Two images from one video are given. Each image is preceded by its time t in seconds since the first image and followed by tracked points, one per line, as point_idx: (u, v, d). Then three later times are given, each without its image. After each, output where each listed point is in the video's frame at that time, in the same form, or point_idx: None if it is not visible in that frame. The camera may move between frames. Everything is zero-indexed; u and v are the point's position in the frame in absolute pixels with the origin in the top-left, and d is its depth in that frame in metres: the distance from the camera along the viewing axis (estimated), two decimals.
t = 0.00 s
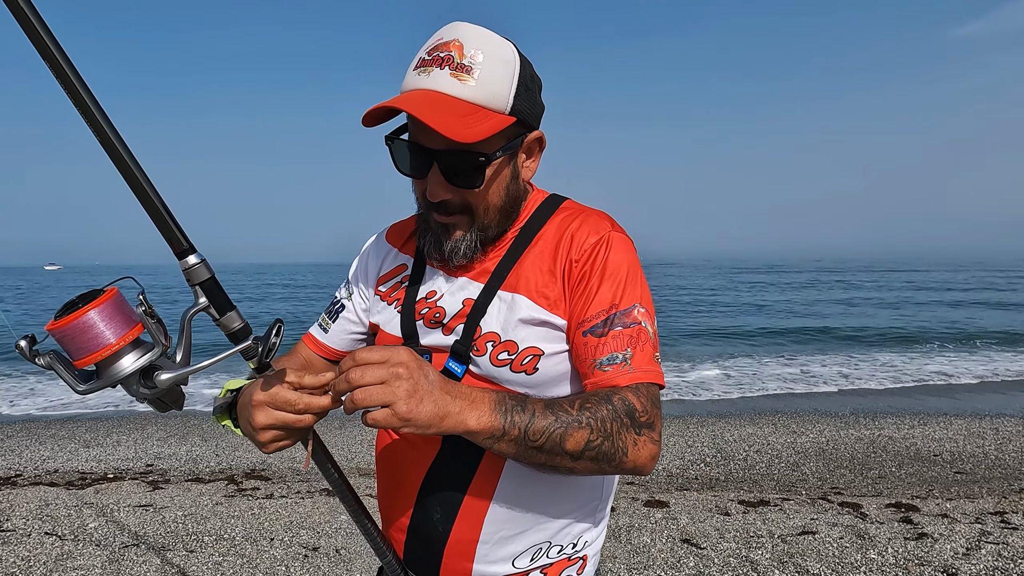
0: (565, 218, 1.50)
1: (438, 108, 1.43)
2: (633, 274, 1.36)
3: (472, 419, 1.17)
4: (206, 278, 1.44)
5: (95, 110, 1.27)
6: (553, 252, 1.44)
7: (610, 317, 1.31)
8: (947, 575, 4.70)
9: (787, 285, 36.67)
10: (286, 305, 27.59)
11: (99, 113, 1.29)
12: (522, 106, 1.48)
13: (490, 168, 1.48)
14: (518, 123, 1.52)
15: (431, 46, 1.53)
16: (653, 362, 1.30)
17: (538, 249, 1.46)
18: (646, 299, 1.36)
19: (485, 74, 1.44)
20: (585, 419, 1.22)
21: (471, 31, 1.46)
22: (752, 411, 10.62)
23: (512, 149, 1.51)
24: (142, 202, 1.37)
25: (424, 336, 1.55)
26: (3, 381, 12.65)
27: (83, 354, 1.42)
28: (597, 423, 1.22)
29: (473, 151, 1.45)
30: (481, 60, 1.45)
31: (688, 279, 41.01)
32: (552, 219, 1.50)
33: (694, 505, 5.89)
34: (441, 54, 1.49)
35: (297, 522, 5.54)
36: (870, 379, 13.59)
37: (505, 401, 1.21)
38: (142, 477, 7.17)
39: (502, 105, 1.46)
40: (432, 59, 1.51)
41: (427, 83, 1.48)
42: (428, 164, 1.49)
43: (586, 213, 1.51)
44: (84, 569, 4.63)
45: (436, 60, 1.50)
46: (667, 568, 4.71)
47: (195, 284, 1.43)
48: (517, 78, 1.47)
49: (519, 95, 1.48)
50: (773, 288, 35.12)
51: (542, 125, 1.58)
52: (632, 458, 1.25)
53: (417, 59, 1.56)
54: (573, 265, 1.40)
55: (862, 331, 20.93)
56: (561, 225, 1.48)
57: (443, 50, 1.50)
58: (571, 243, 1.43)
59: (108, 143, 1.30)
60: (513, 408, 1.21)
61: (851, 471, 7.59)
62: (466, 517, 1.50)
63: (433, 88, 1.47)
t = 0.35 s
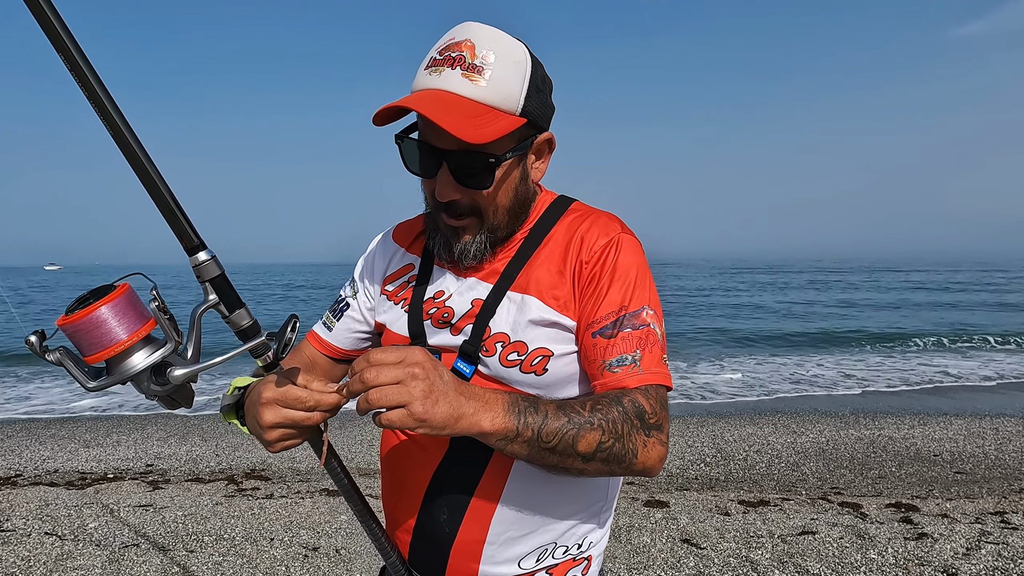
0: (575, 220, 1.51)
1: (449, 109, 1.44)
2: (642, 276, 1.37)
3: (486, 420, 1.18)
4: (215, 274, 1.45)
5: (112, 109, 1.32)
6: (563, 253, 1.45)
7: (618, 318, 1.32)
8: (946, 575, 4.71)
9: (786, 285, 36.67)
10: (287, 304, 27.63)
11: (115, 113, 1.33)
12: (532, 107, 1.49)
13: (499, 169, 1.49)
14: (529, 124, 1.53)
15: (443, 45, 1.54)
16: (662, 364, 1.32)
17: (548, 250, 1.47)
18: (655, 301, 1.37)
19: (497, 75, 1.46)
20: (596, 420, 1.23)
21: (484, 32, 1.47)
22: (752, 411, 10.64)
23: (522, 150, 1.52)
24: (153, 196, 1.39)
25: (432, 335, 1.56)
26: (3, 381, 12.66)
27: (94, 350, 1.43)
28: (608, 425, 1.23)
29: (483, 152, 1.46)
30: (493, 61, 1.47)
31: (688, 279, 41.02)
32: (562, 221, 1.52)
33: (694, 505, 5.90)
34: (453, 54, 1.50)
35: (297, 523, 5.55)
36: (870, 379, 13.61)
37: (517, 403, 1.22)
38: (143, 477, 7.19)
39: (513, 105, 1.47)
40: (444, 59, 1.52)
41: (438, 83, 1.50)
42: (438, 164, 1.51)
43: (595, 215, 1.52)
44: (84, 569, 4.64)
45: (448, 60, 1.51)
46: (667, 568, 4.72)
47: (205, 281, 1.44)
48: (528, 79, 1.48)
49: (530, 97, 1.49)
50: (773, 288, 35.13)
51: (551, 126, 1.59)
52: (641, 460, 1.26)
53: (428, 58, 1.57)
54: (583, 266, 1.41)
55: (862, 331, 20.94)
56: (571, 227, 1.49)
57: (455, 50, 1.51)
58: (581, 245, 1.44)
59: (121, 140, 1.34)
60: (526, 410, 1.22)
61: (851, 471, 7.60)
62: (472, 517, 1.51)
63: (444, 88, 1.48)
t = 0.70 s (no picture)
0: (580, 223, 1.49)
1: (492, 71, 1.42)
2: (650, 283, 1.36)
3: (503, 434, 1.17)
4: (211, 278, 1.43)
5: (105, 113, 1.31)
6: (568, 258, 1.43)
7: (627, 325, 1.30)
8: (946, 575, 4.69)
9: (786, 286, 36.64)
10: (286, 304, 27.61)
11: (105, 111, 1.31)
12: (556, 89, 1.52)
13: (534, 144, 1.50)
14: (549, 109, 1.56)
15: (466, 28, 1.49)
16: (671, 370, 1.31)
17: (553, 255, 1.45)
18: (661, 306, 1.35)
19: (532, 50, 1.45)
20: (611, 430, 1.21)
21: (508, 15, 1.49)
22: (752, 411, 10.62)
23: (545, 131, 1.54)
24: (145, 193, 1.36)
25: (433, 338, 1.55)
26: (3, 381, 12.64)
27: (88, 355, 1.41)
28: (623, 435, 1.22)
29: (521, 117, 1.47)
30: (525, 38, 1.46)
31: (687, 279, 41.00)
32: (566, 225, 1.50)
33: (694, 505, 5.88)
34: (482, 30, 1.45)
35: (297, 523, 5.53)
36: (870, 379, 13.58)
37: (533, 415, 1.20)
38: (143, 477, 7.17)
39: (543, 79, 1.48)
40: (472, 35, 1.44)
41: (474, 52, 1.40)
42: (474, 132, 1.48)
43: (600, 218, 1.50)
44: (84, 569, 4.62)
45: (476, 36, 1.44)
46: (667, 567, 4.70)
47: (202, 284, 1.42)
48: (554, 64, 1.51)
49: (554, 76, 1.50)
50: (773, 288, 35.11)
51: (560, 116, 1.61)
52: (652, 467, 1.26)
53: (448, 40, 1.48)
54: (590, 271, 1.39)
55: (862, 331, 20.93)
56: (576, 231, 1.47)
57: (483, 28, 1.47)
58: (587, 250, 1.42)
59: (111, 137, 1.32)
60: (542, 422, 1.20)
61: (851, 471, 7.59)
62: (473, 522, 1.50)
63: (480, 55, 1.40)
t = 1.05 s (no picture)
0: (589, 228, 1.47)
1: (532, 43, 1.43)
2: (662, 292, 1.35)
3: (534, 442, 1.14)
4: (203, 273, 1.42)
5: (98, 108, 1.29)
6: (578, 265, 1.42)
7: (642, 335, 1.29)
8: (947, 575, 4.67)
9: (785, 286, 36.64)
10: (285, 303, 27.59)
11: (100, 108, 1.30)
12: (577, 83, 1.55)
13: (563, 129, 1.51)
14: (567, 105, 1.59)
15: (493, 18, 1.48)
16: (683, 379, 1.31)
17: (563, 260, 1.44)
18: (672, 315, 1.35)
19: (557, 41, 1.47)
20: (634, 438, 1.21)
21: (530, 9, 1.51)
22: (752, 411, 10.61)
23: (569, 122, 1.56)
24: (139, 193, 1.35)
25: (433, 336, 1.53)
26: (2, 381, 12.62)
27: (78, 349, 1.40)
28: (645, 444, 1.22)
29: (553, 98, 1.48)
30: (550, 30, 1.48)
31: (687, 279, 40.98)
32: (574, 229, 1.49)
33: (694, 505, 5.87)
34: (509, 20, 1.45)
35: (297, 523, 5.52)
36: (870, 378, 13.57)
37: (562, 423, 1.18)
38: (142, 477, 7.15)
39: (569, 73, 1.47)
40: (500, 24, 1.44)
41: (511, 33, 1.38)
42: (506, 112, 1.47)
43: (609, 224, 1.49)
44: (84, 569, 4.61)
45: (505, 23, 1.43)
46: (667, 568, 4.69)
47: (194, 280, 1.41)
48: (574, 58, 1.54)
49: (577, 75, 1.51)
50: (772, 288, 35.11)
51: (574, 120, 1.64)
52: (668, 475, 1.27)
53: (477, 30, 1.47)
54: (603, 279, 1.37)
55: (861, 331, 20.93)
56: (586, 237, 1.45)
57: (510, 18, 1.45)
58: (599, 257, 1.40)
59: (106, 135, 1.31)
60: (571, 430, 1.19)
61: (851, 471, 7.57)
62: (468, 524, 1.48)
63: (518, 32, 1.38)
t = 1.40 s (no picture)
0: (595, 232, 1.47)
1: (482, 97, 1.40)
2: (671, 296, 1.37)
3: (586, 462, 1.12)
4: (202, 275, 1.42)
5: (95, 108, 1.29)
6: (587, 271, 1.41)
7: (655, 341, 1.32)
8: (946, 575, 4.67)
9: (785, 286, 36.63)
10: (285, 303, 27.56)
11: (98, 110, 1.29)
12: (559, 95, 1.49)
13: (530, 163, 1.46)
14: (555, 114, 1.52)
15: (465, 36, 1.50)
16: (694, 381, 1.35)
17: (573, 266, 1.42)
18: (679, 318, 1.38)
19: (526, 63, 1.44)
20: (668, 448, 1.24)
21: (508, 21, 1.45)
22: (752, 411, 10.60)
23: (548, 142, 1.51)
24: (139, 196, 1.35)
25: (437, 337, 1.52)
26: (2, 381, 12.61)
27: (77, 349, 1.39)
28: (674, 450, 1.25)
29: (510, 140, 1.43)
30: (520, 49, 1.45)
31: (686, 279, 40.97)
32: (581, 233, 1.48)
33: (694, 505, 5.86)
34: (477, 44, 1.47)
35: (297, 523, 5.52)
36: (870, 378, 13.56)
37: (609, 440, 1.17)
38: (143, 477, 7.15)
39: (540, 94, 1.46)
40: (467, 51, 1.47)
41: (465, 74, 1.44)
42: (467, 157, 1.46)
43: (614, 227, 1.49)
44: (84, 569, 4.61)
45: (471, 51, 1.47)
46: (667, 568, 4.69)
47: (193, 281, 1.41)
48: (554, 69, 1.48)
49: (557, 86, 1.48)
50: (772, 288, 35.11)
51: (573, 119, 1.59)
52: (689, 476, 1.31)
53: (448, 50, 1.52)
54: (614, 285, 1.37)
55: (861, 330, 20.93)
56: (594, 242, 1.44)
57: (478, 40, 1.48)
58: (608, 262, 1.40)
59: (105, 138, 1.30)
60: (615, 445, 1.17)
61: (851, 471, 7.57)
62: (469, 525, 1.48)
63: (472, 78, 1.44)
